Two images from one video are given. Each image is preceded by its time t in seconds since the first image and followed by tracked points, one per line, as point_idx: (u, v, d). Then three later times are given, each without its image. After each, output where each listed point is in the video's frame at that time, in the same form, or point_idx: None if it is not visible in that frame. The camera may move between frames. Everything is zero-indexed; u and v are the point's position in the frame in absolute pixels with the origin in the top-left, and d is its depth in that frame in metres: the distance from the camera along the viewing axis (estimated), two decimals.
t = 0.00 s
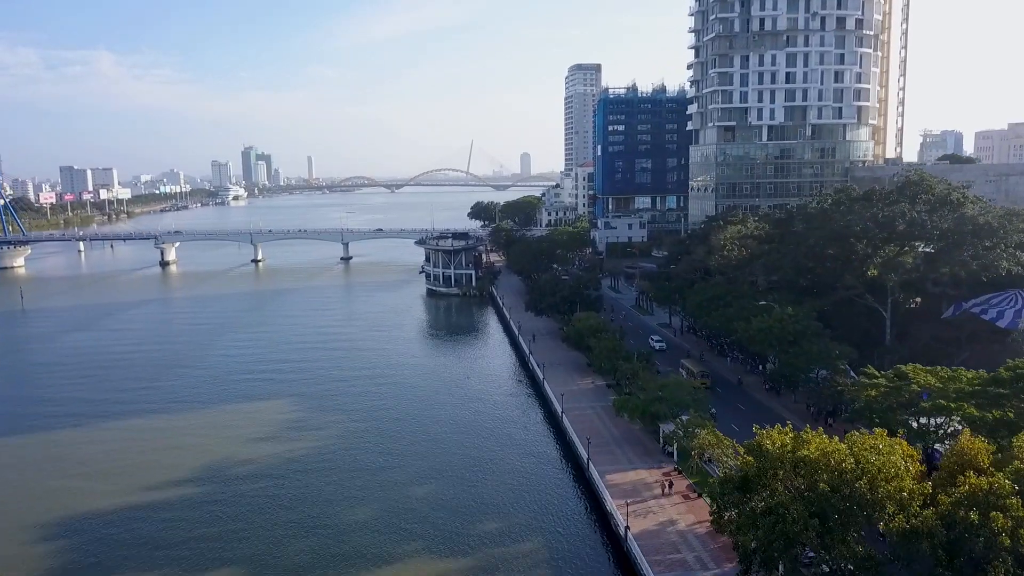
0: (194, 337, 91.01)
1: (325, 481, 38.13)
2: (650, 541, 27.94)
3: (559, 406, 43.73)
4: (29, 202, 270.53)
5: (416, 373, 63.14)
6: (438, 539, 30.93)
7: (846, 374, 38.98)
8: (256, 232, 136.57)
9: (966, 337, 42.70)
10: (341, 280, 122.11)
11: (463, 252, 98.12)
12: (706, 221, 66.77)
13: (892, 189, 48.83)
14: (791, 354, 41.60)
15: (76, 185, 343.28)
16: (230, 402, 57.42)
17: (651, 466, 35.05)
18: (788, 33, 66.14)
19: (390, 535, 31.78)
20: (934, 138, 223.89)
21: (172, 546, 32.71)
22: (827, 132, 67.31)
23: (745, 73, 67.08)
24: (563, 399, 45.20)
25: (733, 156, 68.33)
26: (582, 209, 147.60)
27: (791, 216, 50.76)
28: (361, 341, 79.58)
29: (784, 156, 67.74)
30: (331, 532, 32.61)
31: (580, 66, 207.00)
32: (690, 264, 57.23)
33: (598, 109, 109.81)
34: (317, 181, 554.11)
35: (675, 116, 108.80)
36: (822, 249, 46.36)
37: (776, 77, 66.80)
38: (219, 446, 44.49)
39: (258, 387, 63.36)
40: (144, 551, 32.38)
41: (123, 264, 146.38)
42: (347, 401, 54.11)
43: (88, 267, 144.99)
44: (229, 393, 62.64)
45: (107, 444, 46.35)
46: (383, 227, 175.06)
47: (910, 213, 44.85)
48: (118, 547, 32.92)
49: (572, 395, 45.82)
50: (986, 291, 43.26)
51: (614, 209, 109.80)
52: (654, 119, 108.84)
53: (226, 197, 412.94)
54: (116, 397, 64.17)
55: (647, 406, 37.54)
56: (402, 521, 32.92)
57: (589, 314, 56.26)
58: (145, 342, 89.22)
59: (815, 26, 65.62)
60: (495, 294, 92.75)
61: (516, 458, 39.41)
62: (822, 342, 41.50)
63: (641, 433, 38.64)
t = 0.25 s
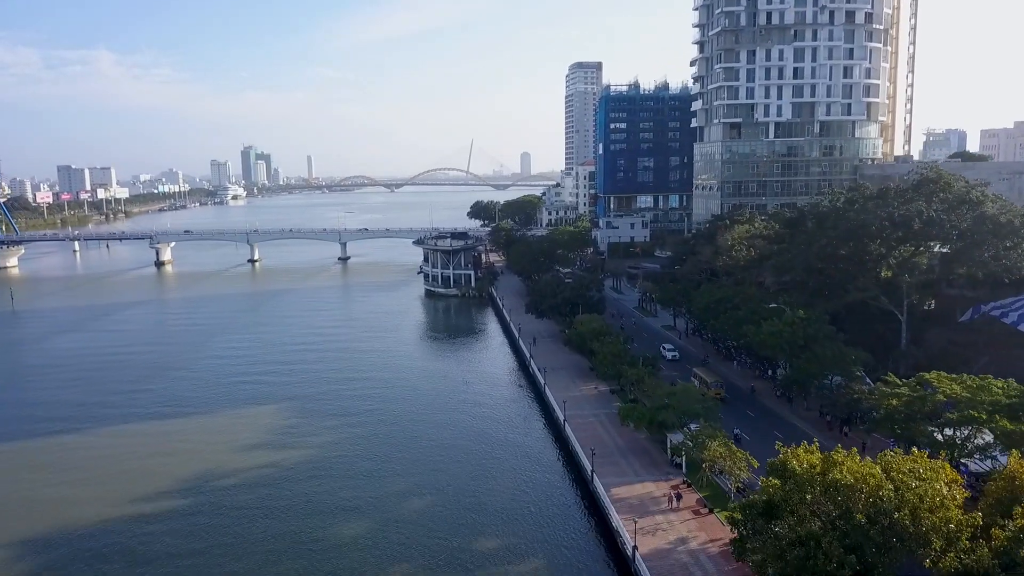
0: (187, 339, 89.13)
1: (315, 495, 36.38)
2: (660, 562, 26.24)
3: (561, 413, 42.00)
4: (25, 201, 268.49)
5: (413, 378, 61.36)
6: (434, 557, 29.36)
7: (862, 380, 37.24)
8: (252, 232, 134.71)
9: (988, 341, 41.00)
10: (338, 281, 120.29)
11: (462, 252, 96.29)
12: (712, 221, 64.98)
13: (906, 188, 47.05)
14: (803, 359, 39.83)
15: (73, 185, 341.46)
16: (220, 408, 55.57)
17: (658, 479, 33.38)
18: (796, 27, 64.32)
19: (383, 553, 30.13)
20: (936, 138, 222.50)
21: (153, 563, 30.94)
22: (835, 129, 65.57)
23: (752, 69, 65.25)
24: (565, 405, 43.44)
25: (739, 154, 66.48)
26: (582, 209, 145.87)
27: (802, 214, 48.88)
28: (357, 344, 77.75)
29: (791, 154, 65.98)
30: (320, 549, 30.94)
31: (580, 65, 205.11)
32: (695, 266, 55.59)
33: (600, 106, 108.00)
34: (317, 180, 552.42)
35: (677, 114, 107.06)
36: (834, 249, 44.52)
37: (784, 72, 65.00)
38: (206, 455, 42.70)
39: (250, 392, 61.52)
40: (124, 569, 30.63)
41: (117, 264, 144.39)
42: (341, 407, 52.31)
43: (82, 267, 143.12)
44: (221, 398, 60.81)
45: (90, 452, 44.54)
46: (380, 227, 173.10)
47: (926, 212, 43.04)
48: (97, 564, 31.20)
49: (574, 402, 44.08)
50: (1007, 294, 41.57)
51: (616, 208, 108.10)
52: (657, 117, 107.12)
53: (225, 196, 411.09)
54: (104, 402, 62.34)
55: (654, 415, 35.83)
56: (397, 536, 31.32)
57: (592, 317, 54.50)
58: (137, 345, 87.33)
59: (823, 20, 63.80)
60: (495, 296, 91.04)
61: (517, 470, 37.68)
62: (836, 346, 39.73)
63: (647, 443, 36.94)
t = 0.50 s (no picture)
0: (181, 341, 87.46)
1: (303, 509, 34.62)
2: None
3: (563, 422, 40.24)
4: (21, 201, 266.69)
5: (410, 382, 59.62)
6: None
7: (881, 388, 35.49)
8: (249, 231, 132.93)
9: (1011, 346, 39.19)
10: (335, 281, 118.53)
11: (461, 252, 94.39)
12: (717, 221, 63.16)
13: (923, 186, 45.25)
14: (818, 365, 38.02)
15: (71, 184, 339.73)
16: (211, 415, 53.92)
17: (666, 492, 31.59)
18: (804, 21, 62.46)
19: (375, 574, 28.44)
20: (940, 136, 220.68)
21: None
22: (844, 126, 63.77)
23: (759, 63, 63.45)
24: (567, 413, 41.64)
25: (746, 151, 64.68)
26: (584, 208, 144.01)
27: (813, 213, 47.16)
28: (354, 346, 76.02)
29: (799, 151, 64.16)
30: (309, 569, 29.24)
31: (580, 63, 203.38)
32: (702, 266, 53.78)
33: (601, 103, 106.17)
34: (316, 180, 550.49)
35: (681, 112, 105.10)
36: (849, 250, 42.72)
37: (792, 67, 63.16)
38: (192, 466, 41.04)
39: (242, 397, 59.83)
40: None
41: (113, 264, 142.70)
42: (334, 414, 50.60)
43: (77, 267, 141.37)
44: (212, 403, 59.10)
45: (72, 461, 42.81)
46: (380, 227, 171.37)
47: (946, 212, 41.32)
48: None
49: (577, 409, 42.29)
50: None
51: (618, 207, 106.31)
52: (659, 115, 105.17)
53: (224, 196, 409.55)
54: (93, 406, 60.67)
55: (661, 424, 34.04)
56: (390, 556, 29.64)
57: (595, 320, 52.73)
58: (129, 347, 85.66)
59: (832, 14, 61.95)
60: (494, 296, 89.30)
61: (518, 483, 35.95)
62: (852, 351, 37.94)
63: (654, 453, 35.14)
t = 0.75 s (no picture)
0: (173, 344, 85.70)
1: (287, 535, 32.71)
2: None
3: (565, 432, 38.47)
4: (18, 200, 264.77)
5: (406, 388, 57.84)
6: None
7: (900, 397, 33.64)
8: (245, 231, 131.07)
9: None
10: (332, 282, 116.75)
11: (460, 252, 92.35)
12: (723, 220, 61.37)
13: (941, 184, 43.37)
14: (833, 371, 36.18)
15: (69, 184, 337.85)
16: (200, 424, 52.13)
17: (675, 507, 29.75)
18: (813, 14, 60.56)
19: None
20: (944, 134, 218.66)
21: None
22: (854, 122, 61.94)
23: (766, 58, 61.64)
24: (569, 422, 39.89)
25: (752, 149, 62.89)
26: (585, 208, 142.06)
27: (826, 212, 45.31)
28: (349, 349, 74.24)
29: (807, 148, 62.33)
30: None
31: (580, 61, 201.83)
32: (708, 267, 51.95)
33: (603, 101, 104.27)
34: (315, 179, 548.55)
35: (683, 109, 103.10)
36: (864, 251, 40.80)
37: (800, 62, 61.31)
38: (175, 486, 39.28)
39: (233, 403, 58.03)
40: None
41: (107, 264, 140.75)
42: (327, 425, 48.77)
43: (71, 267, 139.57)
44: (202, 409, 57.33)
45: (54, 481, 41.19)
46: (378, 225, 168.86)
47: (967, 209, 39.32)
48: None
49: (580, 417, 40.49)
50: None
51: (620, 207, 104.49)
52: (662, 113, 103.19)
53: (222, 195, 407.64)
54: (79, 411, 58.91)
55: (671, 436, 32.25)
56: None
57: (599, 323, 51.04)
58: (121, 349, 83.87)
59: (842, 7, 60.05)
60: (494, 298, 87.54)
61: (518, 500, 34.26)
62: (869, 357, 36.07)
63: (662, 466, 33.31)
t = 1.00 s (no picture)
0: (165, 346, 83.80)
1: (272, 560, 30.84)
2: None
3: (568, 443, 36.64)
4: (14, 199, 262.90)
5: (402, 393, 55.99)
6: None
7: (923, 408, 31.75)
8: (241, 231, 129.19)
9: None
10: (329, 283, 114.91)
11: (459, 252, 90.34)
12: (730, 220, 59.50)
13: (961, 181, 41.35)
14: (851, 380, 34.26)
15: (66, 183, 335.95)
16: (187, 432, 50.25)
17: (685, 526, 27.92)
18: (822, 7, 58.63)
19: None
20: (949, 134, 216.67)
21: None
22: (865, 119, 60.02)
23: (774, 53, 59.70)
24: (572, 431, 38.06)
25: (760, 146, 60.95)
26: (586, 208, 140.18)
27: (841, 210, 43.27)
28: (345, 352, 72.36)
29: (817, 146, 60.40)
30: None
31: (580, 59, 200.28)
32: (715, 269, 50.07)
33: (604, 98, 102.36)
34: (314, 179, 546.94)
35: (686, 107, 101.24)
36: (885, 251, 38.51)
37: (809, 56, 59.38)
38: (157, 500, 37.43)
39: (223, 409, 56.15)
40: None
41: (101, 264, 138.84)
42: (319, 433, 46.96)
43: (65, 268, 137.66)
44: (191, 415, 55.52)
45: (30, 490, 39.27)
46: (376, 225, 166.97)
47: (995, 206, 36.92)
48: None
49: (583, 426, 38.67)
50: None
51: (622, 206, 102.64)
52: (665, 111, 101.32)
53: (221, 195, 405.65)
54: (63, 417, 57.03)
55: (680, 449, 30.41)
56: None
57: (602, 326, 49.19)
58: (111, 352, 81.93)
59: None
60: (494, 299, 85.75)
61: (518, 519, 32.47)
62: (889, 365, 34.14)
63: (670, 480, 31.46)
